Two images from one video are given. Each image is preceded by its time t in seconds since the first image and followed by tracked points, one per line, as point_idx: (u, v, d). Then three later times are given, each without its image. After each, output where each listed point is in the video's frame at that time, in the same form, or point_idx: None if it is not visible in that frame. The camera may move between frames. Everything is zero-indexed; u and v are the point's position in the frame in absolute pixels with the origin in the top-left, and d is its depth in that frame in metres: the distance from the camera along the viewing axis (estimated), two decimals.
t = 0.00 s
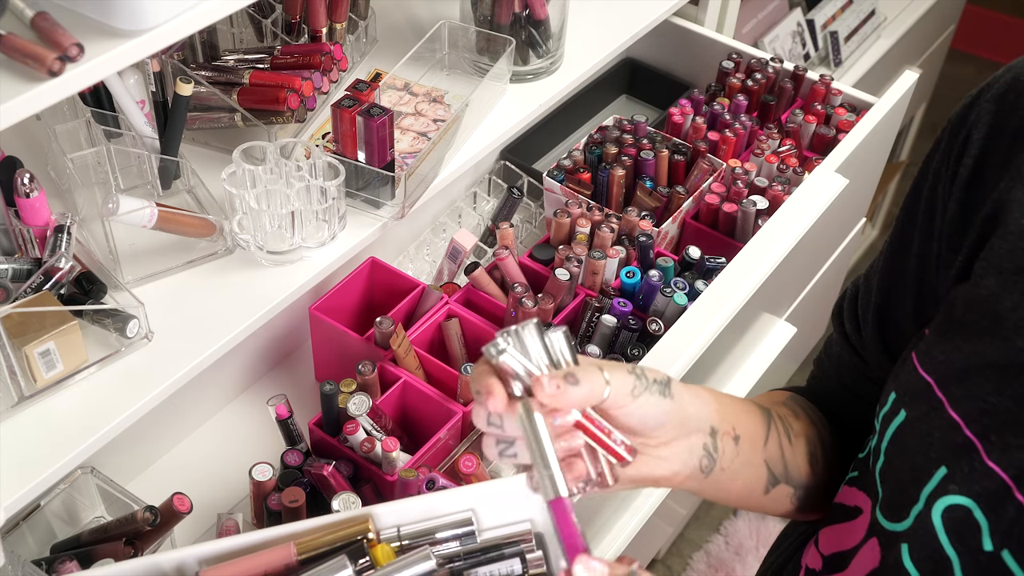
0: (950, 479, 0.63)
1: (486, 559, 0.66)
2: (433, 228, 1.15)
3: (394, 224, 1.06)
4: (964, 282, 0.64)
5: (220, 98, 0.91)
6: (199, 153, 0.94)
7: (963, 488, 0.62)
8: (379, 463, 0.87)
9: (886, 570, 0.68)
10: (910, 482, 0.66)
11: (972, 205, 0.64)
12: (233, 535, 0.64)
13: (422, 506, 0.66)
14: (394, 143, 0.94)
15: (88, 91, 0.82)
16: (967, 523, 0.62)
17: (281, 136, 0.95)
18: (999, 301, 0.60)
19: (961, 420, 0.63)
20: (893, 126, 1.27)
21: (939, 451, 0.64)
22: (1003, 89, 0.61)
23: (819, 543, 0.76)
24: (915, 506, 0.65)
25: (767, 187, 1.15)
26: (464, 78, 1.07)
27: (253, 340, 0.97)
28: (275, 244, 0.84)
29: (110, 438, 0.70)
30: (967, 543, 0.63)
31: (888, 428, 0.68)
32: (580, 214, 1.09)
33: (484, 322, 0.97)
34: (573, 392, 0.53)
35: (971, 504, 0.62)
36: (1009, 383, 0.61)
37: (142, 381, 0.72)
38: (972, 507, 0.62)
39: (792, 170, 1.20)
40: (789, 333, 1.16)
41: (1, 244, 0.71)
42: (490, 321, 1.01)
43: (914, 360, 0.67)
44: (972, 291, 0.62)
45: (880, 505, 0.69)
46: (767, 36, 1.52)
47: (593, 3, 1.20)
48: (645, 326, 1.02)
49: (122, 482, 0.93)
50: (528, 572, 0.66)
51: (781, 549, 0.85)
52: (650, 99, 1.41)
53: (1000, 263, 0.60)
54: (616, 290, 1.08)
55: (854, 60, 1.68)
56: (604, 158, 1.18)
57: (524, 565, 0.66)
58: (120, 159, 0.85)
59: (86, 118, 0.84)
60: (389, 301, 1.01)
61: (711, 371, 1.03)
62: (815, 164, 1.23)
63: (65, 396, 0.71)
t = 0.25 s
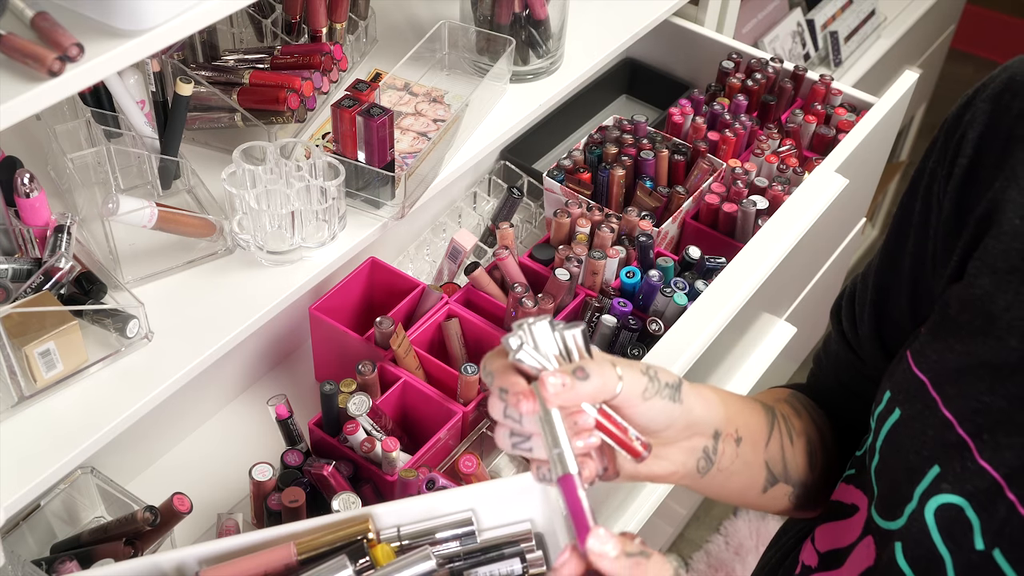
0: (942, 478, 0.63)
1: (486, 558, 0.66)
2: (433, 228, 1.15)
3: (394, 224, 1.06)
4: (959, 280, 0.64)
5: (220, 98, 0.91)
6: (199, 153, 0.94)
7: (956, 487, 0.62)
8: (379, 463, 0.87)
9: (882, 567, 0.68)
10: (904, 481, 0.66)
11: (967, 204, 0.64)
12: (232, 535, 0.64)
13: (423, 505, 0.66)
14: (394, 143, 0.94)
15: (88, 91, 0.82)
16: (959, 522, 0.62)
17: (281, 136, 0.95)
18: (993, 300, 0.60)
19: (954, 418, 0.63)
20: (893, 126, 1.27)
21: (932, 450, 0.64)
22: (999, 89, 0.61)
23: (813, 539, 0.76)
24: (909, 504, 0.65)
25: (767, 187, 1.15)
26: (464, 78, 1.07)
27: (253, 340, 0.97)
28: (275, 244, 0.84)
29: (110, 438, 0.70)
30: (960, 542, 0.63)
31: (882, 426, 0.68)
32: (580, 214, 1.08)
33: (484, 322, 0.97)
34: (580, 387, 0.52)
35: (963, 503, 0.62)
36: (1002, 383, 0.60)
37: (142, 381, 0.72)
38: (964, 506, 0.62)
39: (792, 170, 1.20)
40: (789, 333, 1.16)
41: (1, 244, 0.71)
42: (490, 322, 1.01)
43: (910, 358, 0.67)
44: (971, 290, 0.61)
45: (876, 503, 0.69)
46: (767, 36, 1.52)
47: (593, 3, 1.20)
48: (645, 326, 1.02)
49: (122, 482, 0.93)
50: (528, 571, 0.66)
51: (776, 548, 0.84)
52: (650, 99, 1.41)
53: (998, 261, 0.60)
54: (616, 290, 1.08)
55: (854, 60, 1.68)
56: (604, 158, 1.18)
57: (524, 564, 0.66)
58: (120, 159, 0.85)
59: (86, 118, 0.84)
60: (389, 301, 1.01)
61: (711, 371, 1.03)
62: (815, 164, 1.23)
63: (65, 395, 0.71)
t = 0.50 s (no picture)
0: (937, 473, 0.63)
1: (486, 558, 0.66)
2: (433, 228, 1.15)
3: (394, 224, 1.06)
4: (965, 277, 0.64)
5: (220, 98, 0.91)
6: (198, 153, 0.94)
7: (951, 482, 0.62)
8: (379, 463, 0.87)
9: (873, 558, 0.69)
10: (900, 473, 0.66)
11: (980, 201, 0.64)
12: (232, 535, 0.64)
13: (424, 506, 0.66)
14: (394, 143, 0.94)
15: (87, 92, 0.82)
16: (952, 517, 0.62)
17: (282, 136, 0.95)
18: (998, 297, 0.60)
19: (953, 414, 0.63)
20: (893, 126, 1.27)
21: (929, 445, 0.64)
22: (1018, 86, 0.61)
23: (813, 529, 0.77)
24: (903, 497, 0.66)
25: (767, 187, 1.15)
26: (464, 78, 1.07)
27: (253, 340, 0.97)
28: (275, 244, 0.84)
29: (111, 438, 0.70)
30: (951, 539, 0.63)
31: (883, 418, 0.68)
32: (580, 213, 1.08)
33: (484, 322, 0.97)
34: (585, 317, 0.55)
35: (956, 498, 0.62)
36: (1002, 380, 0.60)
37: (143, 381, 0.72)
38: (957, 501, 0.62)
39: (792, 170, 1.20)
40: (789, 333, 1.16)
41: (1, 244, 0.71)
42: (490, 321, 1.01)
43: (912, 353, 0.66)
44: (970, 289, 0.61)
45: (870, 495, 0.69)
46: (767, 36, 1.52)
47: (593, 3, 1.20)
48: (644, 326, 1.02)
49: (122, 482, 0.93)
50: (528, 571, 0.66)
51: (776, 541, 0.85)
52: (650, 99, 1.41)
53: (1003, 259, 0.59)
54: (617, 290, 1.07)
55: (854, 60, 1.68)
56: (604, 158, 1.18)
57: (524, 564, 0.67)
58: (120, 159, 0.85)
59: (86, 118, 0.84)
60: (389, 301, 1.01)
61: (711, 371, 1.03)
62: (815, 164, 1.23)
63: (65, 395, 0.71)
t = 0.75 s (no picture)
0: (954, 466, 0.59)
1: (487, 558, 0.67)
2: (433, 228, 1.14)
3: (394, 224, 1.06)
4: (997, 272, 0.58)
5: (220, 98, 0.91)
6: (198, 153, 0.94)
7: (965, 476, 0.59)
8: (379, 463, 0.87)
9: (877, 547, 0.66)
10: (911, 463, 0.62)
11: None
12: (233, 536, 0.64)
13: (424, 505, 0.66)
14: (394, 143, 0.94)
15: (87, 92, 0.82)
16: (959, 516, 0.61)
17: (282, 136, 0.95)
18: None
19: (973, 406, 0.58)
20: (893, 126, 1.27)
21: (947, 435, 0.60)
22: None
23: (820, 513, 0.74)
24: (914, 488, 0.62)
25: (767, 187, 1.15)
26: (464, 78, 1.07)
27: (253, 340, 0.97)
28: (275, 244, 0.84)
29: (111, 438, 0.70)
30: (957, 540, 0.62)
31: (897, 404, 0.63)
32: (580, 213, 1.08)
33: (484, 323, 0.97)
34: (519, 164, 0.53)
35: (968, 493, 0.59)
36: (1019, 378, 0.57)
37: (143, 381, 0.72)
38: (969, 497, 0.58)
39: (792, 170, 1.20)
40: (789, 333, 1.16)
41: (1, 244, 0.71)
42: (490, 322, 1.01)
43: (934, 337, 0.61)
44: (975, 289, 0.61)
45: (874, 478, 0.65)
46: (768, 36, 1.52)
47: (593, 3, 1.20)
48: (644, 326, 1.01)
49: (122, 482, 0.93)
50: (528, 571, 0.67)
51: (783, 528, 0.85)
52: (650, 99, 1.42)
53: None
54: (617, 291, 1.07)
55: (854, 60, 1.68)
56: (604, 158, 1.18)
57: (524, 564, 0.67)
58: (120, 159, 0.85)
59: (86, 118, 0.84)
60: (389, 301, 1.01)
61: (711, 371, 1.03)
62: (815, 163, 1.23)
63: (66, 395, 0.71)
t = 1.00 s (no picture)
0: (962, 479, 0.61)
1: (485, 558, 0.66)
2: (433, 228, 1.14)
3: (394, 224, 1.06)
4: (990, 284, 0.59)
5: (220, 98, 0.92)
6: (198, 153, 0.94)
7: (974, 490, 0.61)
8: (379, 463, 0.87)
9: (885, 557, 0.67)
10: (920, 472, 0.63)
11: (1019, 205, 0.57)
12: (233, 535, 0.64)
13: (424, 504, 0.66)
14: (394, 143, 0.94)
15: (88, 92, 0.82)
16: (968, 521, 0.61)
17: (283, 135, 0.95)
18: None
19: (983, 418, 0.59)
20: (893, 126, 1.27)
21: (956, 448, 0.61)
22: None
23: (831, 516, 0.75)
24: (923, 497, 0.63)
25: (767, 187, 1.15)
26: (464, 78, 1.07)
27: (253, 340, 0.97)
28: (275, 244, 0.84)
29: (111, 437, 0.70)
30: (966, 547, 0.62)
31: (907, 411, 0.63)
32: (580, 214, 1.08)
33: (484, 323, 0.97)
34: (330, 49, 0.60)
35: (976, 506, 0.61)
36: None
37: (142, 381, 0.72)
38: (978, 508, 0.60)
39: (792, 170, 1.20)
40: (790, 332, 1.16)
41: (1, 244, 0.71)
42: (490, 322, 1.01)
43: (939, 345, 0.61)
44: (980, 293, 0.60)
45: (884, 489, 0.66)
46: (767, 36, 1.52)
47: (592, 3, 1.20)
48: (645, 326, 1.01)
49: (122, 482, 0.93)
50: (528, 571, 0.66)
51: (783, 523, 0.87)
52: (650, 99, 1.42)
53: None
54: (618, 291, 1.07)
55: (854, 59, 1.68)
56: (604, 158, 1.18)
57: (524, 564, 0.66)
58: (120, 159, 0.85)
59: (86, 118, 0.84)
60: (389, 301, 1.01)
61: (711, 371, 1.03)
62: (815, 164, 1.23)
63: (65, 394, 0.71)
